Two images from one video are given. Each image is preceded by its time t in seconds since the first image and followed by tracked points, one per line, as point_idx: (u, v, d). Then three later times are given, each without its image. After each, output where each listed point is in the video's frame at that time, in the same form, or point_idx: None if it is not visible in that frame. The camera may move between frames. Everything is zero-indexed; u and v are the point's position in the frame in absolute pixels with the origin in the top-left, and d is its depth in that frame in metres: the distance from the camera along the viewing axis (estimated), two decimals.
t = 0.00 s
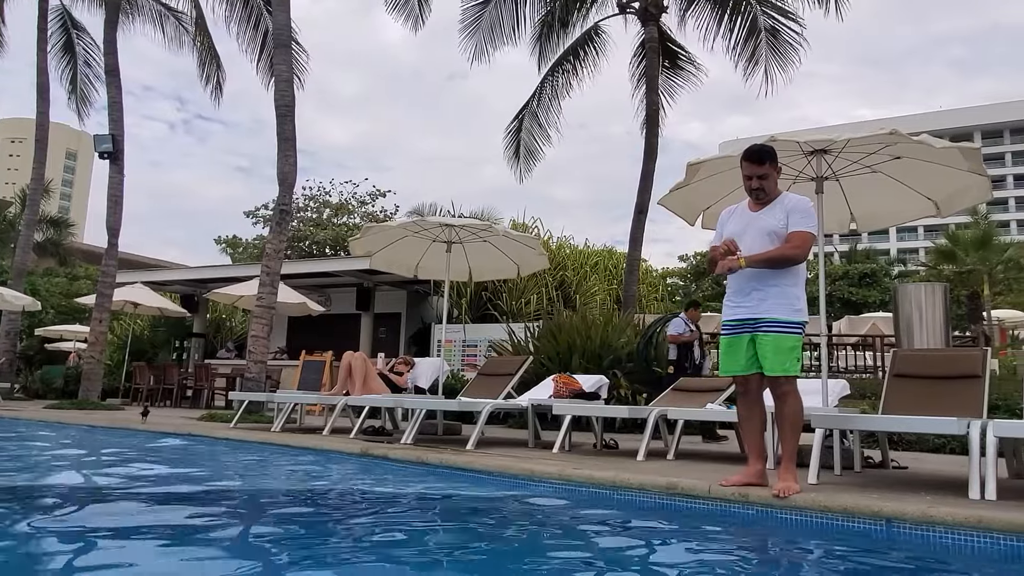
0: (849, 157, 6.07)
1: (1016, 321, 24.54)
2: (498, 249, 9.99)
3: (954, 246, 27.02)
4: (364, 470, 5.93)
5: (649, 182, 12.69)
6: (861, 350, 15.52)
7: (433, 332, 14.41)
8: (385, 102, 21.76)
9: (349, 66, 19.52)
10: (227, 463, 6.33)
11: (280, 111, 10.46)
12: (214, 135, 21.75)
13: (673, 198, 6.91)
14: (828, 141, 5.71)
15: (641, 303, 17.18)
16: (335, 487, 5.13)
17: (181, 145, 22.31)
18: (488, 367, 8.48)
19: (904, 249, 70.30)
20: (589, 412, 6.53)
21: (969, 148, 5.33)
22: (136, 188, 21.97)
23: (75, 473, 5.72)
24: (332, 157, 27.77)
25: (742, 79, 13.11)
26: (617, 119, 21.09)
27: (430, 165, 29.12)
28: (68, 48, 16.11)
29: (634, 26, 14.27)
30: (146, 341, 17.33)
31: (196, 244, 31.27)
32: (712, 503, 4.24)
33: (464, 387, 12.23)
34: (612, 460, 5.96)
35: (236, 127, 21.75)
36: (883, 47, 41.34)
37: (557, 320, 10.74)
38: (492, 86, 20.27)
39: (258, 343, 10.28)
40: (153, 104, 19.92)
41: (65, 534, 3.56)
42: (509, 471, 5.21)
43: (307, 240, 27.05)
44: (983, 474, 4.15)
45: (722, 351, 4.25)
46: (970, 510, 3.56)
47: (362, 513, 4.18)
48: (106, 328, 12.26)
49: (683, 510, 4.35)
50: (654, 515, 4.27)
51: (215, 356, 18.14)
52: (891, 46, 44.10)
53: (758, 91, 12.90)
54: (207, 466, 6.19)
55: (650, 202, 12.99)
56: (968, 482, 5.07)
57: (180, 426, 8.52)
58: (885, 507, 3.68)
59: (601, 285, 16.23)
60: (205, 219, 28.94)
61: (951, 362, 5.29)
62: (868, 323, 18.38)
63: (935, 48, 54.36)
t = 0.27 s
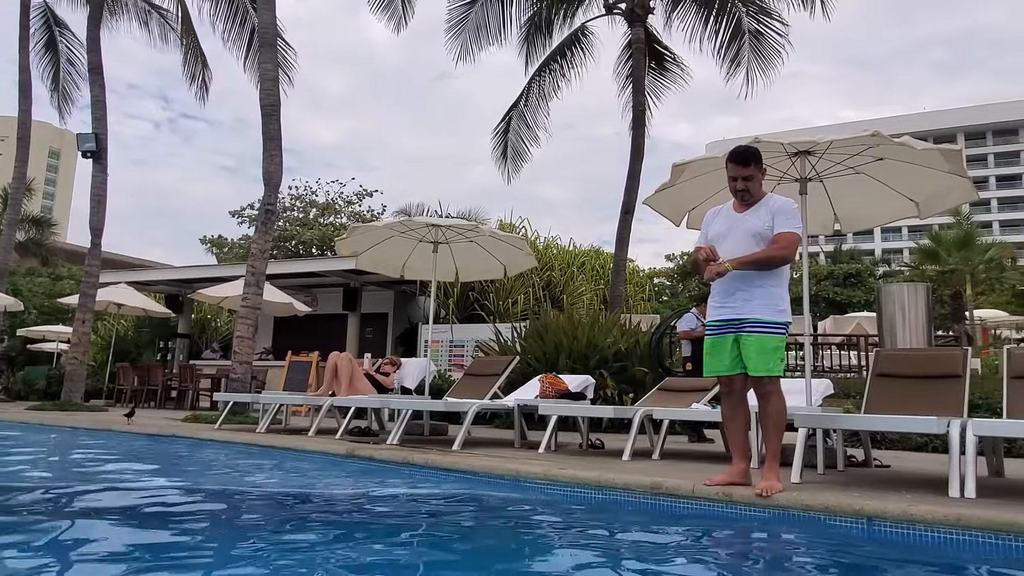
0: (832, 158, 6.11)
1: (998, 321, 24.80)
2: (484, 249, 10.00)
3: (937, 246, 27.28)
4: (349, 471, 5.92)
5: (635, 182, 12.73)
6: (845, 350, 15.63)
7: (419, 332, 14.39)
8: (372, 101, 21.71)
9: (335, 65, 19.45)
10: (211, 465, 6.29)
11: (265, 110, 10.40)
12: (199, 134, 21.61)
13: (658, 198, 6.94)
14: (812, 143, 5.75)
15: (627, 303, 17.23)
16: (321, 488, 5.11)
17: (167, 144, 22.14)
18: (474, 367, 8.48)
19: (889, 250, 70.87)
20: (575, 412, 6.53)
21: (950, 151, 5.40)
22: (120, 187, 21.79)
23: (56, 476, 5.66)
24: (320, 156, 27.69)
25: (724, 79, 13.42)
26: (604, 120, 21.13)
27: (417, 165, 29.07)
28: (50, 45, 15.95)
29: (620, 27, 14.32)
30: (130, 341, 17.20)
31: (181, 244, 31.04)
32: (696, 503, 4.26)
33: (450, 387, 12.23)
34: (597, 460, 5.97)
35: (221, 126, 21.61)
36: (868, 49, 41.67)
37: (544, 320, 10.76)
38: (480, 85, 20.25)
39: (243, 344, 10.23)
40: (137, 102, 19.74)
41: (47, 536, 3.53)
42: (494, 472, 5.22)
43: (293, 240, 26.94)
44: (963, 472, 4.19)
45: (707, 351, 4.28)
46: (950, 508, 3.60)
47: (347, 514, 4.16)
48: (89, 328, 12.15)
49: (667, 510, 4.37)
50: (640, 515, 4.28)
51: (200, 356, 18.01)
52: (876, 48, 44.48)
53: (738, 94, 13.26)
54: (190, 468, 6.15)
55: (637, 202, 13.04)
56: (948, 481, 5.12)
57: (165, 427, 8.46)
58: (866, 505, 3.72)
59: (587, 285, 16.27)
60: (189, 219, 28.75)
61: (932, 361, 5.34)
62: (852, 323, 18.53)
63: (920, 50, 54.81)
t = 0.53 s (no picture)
0: (814, 158, 6.16)
1: (978, 320, 25.10)
2: (469, 249, 10.00)
3: (918, 246, 27.52)
4: (333, 472, 5.90)
5: (620, 182, 12.77)
6: (828, 349, 15.76)
7: (404, 332, 14.36)
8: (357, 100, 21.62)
9: (320, 64, 19.36)
10: (193, 466, 6.25)
11: (248, 109, 10.33)
12: (182, 132, 21.44)
13: (642, 198, 6.97)
14: (794, 143, 5.79)
15: (612, 303, 17.27)
16: (304, 489, 5.09)
17: (149, 143, 21.96)
18: (458, 367, 8.48)
19: (871, 250, 71.50)
20: (559, 412, 6.54)
21: (930, 152, 5.46)
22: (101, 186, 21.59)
23: (36, 478, 5.61)
24: (304, 156, 27.56)
25: (707, 80, 13.39)
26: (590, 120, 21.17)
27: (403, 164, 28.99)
28: (29, 42, 15.71)
29: (605, 27, 14.34)
30: (112, 342, 17.05)
31: (163, 243, 30.82)
32: (678, 501, 4.28)
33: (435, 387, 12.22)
34: (580, 460, 5.98)
35: (204, 125, 21.47)
36: (851, 50, 42.01)
37: (529, 320, 10.77)
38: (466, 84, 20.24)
39: (226, 344, 10.17)
40: (118, 101, 19.54)
41: (25, 539, 3.50)
42: (478, 471, 5.22)
43: (277, 240, 26.79)
44: (941, 469, 4.25)
45: (689, 350, 4.31)
46: (927, 504, 3.65)
47: (330, 515, 4.15)
48: (70, 329, 12.04)
49: (649, 508, 4.39)
50: (622, 513, 4.30)
51: (182, 357, 17.88)
52: (859, 49, 44.84)
53: (722, 94, 13.27)
54: (173, 469, 6.11)
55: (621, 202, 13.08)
56: (927, 478, 5.18)
57: (147, 428, 8.40)
58: (846, 503, 3.76)
59: (572, 285, 16.29)
60: (172, 218, 28.54)
61: (912, 360, 5.40)
62: (834, 323, 18.66)
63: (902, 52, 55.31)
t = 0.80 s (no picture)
0: (797, 158, 6.20)
1: (959, 319, 25.39)
2: (455, 249, 9.99)
3: (900, 246, 27.75)
4: (317, 472, 5.88)
5: (605, 182, 12.79)
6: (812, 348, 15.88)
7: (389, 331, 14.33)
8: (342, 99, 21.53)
9: (304, 62, 19.27)
10: (176, 467, 6.20)
11: (232, 106, 10.27)
12: (165, 130, 21.29)
13: (627, 196, 6.99)
14: (777, 143, 5.83)
15: (597, 302, 17.31)
16: (288, 489, 5.07)
17: (131, 140, 21.77)
18: (444, 366, 8.47)
19: (854, 249, 72.08)
20: (544, 411, 6.55)
21: (911, 152, 5.51)
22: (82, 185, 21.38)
23: (16, 479, 5.55)
24: (289, 154, 27.41)
25: (695, 81, 13.53)
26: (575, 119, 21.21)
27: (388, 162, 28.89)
28: (9, 38, 15.41)
29: (591, 26, 14.36)
30: (94, 342, 16.91)
31: (146, 242, 30.59)
32: (662, 499, 4.30)
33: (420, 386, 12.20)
34: (566, 458, 5.98)
35: (187, 123, 21.32)
36: (834, 51, 42.33)
37: (514, 319, 10.77)
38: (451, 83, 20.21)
39: (210, 344, 10.11)
40: (101, 98, 19.35)
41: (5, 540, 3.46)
42: (463, 471, 5.21)
43: (261, 239, 26.66)
44: (921, 466, 4.29)
45: (674, 348, 4.32)
46: (908, 501, 3.69)
47: (314, 515, 4.14)
48: (51, 328, 11.92)
49: (634, 507, 4.41)
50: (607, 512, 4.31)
51: (165, 356, 17.75)
52: (843, 50, 45.18)
53: (710, 94, 13.38)
54: (155, 470, 6.07)
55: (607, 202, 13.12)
56: (909, 475, 5.23)
57: (129, 429, 8.33)
58: (828, 500, 3.79)
59: (558, 284, 16.31)
60: (155, 217, 28.33)
61: (894, 358, 5.45)
62: (818, 322, 18.79)
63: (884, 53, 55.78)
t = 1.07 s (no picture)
0: (783, 158, 6.24)
1: (943, 318, 25.64)
2: (442, 247, 9.98)
3: (885, 245, 27.96)
4: (304, 471, 5.85)
5: (592, 180, 12.82)
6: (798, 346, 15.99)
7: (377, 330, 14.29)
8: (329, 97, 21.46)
9: (291, 60, 19.18)
10: (161, 467, 6.16)
11: (217, 104, 10.21)
12: (150, 128, 21.13)
13: (614, 195, 7.01)
14: (763, 143, 5.86)
15: (585, 301, 17.34)
16: (274, 489, 5.05)
17: (116, 138, 21.58)
18: (432, 365, 8.46)
19: (840, 248, 72.60)
20: (531, 409, 6.55)
21: (895, 152, 5.56)
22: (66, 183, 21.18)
23: None
24: (276, 153, 27.28)
25: (687, 81, 13.56)
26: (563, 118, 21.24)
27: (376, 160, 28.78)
28: None
29: (579, 25, 14.39)
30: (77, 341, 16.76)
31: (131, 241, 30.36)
32: (649, 497, 4.32)
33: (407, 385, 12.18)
34: (553, 457, 5.99)
35: (173, 120, 21.17)
36: (820, 51, 42.61)
37: (502, 318, 10.77)
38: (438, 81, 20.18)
39: (195, 343, 10.04)
40: (85, 96, 19.16)
41: None
42: (450, 469, 5.21)
43: (248, 237, 26.54)
44: (904, 462, 4.33)
45: (660, 347, 4.33)
46: (891, 497, 3.72)
47: (300, 514, 4.13)
48: (34, 328, 11.81)
49: (620, 505, 4.42)
50: (594, 510, 4.32)
51: (150, 356, 17.62)
52: (828, 50, 45.47)
53: (704, 93, 13.39)
54: (140, 470, 6.02)
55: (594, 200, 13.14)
56: (893, 471, 5.28)
57: (113, 429, 8.27)
58: (812, 496, 3.81)
59: (546, 282, 16.32)
60: (140, 215, 28.11)
61: (878, 355, 5.50)
62: (804, 320, 18.90)
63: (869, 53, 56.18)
